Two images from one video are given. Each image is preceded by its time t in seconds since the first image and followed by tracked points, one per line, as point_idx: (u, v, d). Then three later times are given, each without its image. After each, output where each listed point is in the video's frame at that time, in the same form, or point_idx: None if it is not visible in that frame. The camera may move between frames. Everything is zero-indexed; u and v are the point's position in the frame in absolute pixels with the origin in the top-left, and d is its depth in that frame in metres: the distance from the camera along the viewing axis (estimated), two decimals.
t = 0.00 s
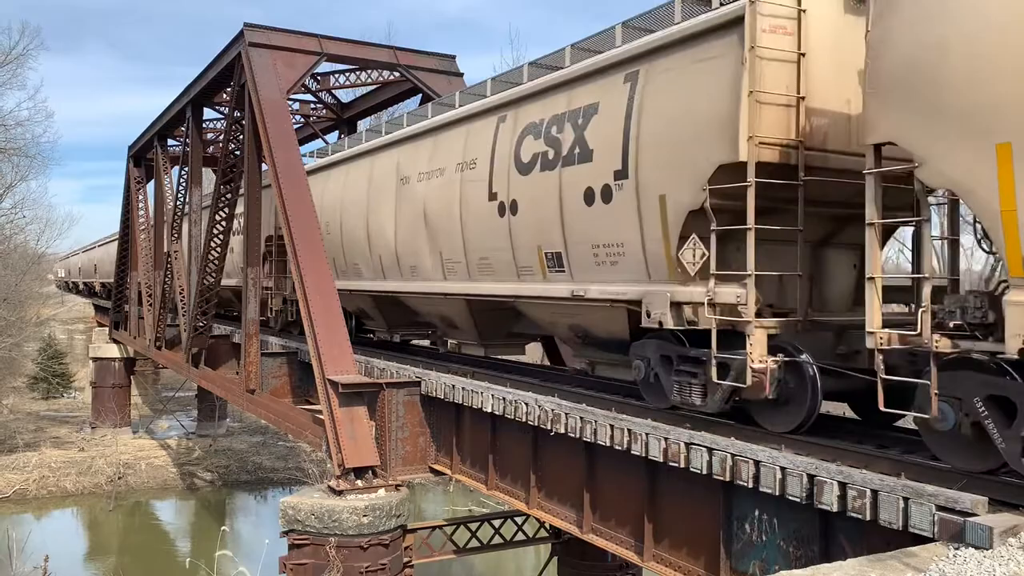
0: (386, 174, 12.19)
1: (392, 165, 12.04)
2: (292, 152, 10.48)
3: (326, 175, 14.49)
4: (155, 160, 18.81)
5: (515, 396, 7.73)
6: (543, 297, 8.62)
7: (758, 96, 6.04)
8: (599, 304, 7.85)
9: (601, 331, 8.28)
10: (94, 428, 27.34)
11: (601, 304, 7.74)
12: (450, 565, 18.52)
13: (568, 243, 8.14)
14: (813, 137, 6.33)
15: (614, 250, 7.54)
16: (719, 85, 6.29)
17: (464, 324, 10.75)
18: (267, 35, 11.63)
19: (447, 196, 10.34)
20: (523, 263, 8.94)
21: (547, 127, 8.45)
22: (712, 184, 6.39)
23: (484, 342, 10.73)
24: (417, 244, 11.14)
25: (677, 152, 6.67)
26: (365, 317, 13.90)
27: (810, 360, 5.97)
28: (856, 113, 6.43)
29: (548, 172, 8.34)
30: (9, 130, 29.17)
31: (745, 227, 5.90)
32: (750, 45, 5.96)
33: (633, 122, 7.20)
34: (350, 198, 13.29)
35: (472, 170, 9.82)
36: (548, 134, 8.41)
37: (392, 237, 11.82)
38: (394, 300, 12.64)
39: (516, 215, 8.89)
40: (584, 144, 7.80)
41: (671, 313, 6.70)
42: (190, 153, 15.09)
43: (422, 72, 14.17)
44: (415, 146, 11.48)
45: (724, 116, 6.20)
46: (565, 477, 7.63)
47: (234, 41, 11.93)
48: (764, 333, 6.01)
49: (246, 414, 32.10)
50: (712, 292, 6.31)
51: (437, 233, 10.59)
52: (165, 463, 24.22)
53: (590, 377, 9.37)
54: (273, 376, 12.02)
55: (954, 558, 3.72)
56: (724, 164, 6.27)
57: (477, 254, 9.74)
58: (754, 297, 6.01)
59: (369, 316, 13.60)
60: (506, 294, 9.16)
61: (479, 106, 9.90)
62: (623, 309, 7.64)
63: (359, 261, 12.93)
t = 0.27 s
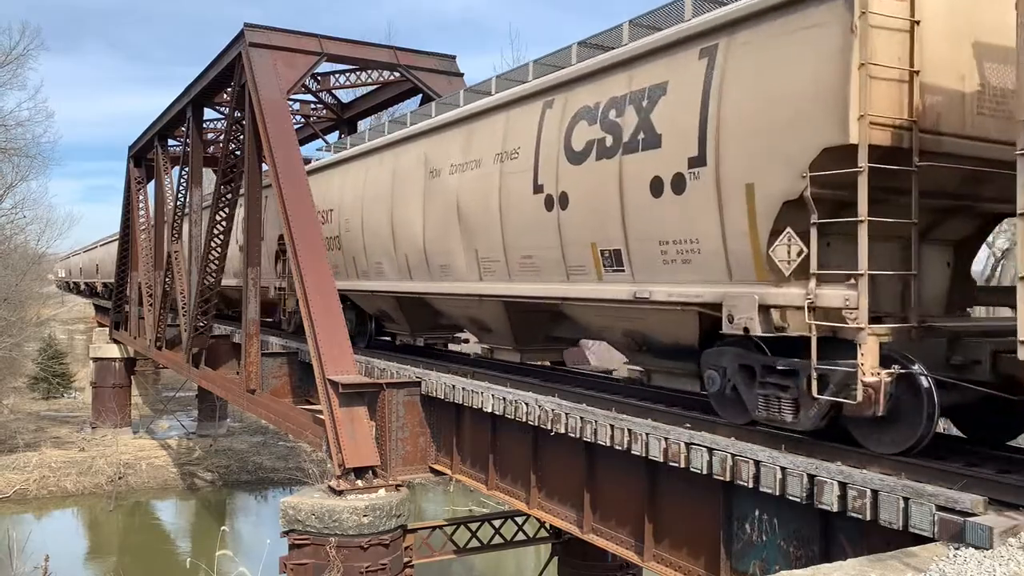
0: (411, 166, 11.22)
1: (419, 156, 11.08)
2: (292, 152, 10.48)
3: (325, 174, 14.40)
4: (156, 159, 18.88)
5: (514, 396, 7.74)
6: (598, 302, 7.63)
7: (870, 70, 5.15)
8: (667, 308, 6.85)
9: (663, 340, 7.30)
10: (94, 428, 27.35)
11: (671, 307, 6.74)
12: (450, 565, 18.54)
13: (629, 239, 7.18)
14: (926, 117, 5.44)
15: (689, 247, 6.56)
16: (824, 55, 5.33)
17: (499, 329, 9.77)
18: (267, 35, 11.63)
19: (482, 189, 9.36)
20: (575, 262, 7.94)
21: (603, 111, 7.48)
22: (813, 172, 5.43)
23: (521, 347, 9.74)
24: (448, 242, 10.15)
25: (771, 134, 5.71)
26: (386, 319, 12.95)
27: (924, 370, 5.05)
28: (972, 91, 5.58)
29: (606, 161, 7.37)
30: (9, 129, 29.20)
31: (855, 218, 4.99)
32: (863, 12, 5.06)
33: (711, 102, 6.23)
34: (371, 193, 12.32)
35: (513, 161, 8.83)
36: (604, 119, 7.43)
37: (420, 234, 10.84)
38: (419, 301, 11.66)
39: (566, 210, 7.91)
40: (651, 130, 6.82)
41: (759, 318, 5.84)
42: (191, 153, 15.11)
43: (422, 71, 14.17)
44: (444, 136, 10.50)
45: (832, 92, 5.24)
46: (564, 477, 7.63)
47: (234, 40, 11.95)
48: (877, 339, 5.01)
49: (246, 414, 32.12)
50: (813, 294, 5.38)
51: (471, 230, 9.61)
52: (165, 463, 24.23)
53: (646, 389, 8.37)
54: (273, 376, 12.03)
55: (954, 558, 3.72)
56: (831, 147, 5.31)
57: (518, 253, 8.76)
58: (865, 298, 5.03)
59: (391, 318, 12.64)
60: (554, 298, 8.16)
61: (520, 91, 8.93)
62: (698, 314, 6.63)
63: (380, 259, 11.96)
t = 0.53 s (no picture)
0: (439, 156, 10.23)
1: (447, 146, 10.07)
2: (292, 152, 10.48)
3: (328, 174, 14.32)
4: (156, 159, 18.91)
5: (514, 396, 7.74)
6: (665, 307, 6.65)
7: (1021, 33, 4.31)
8: (753, 313, 5.91)
9: (743, 349, 6.37)
10: (95, 428, 27.37)
11: (761, 312, 5.80)
12: (451, 565, 18.55)
13: (706, 236, 6.17)
14: None
15: (784, 244, 5.57)
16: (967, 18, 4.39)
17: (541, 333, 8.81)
18: (267, 35, 11.63)
19: (523, 181, 8.34)
20: (636, 262, 6.92)
21: (671, 91, 6.48)
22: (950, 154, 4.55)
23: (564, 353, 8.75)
24: (483, 240, 9.14)
25: (894, 111, 4.74)
26: (408, 320, 11.98)
27: None
28: None
29: (674, 147, 6.37)
30: (9, 130, 29.23)
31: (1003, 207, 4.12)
32: None
33: (812, 77, 5.24)
34: (391, 187, 11.34)
35: (560, 150, 7.81)
36: (672, 99, 6.43)
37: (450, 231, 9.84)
38: (449, 303, 10.65)
39: (627, 202, 6.88)
40: (734, 110, 5.82)
41: (873, 325, 4.87)
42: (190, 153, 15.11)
43: (422, 72, 14.16)
44: (478, 123, 9.50)
45: (978, 60, 4.32)
46: (564, 477, 7.64)
47: (234, 41, 11.96)
48: None
49: (247, 414, 32.14)
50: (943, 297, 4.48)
51: (511, 226, 8.59)
52: (166, 463, 24.24)
53: (714, 403, 7.39)
54: (274, 376, 12.03)
55: (954, 558, 3.72)
56: (971, 125, 4.42)
57: (566, 252, 7.75)
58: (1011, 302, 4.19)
59: (414, 321, 11.66)
60: (611, 303, 7.18)
61: (568, 71, 7.95)
62: (791, 319, 5.70)
63: (404, 259, 10.97)
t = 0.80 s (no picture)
0: (477, 148, 9.59)
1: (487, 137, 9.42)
2: (292, 152, 10.48)
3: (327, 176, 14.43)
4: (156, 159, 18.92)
5: (514, 396, 7.74)
6: (746, 310, 6.04)
7: None
8: (866, 319, 5.20)
9: (836, 357, 5.75)
10: (95, 428, 27.37)
11: (875, 319, 5.10)
12: (451, 565, 18.55)
13: (805, 231, 5.52)
14: None
15: (906, 239, 4.88)
16: None
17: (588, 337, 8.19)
18: (267, 35, 11.63)
19: (576, 172, 7.71)
20: (712, 259, 6.29)
21: (760, 67, 5.82)
22: None
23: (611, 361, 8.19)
24: (529, 236, 8.52)
25: None
26: (436, 324, 11.43)
27: None
28: None
29: (765, 131, 5.70)
30: (9, 130, 29.24)
31: None
32: None
33: (945, 54, 4.58)
34: (424, 180, 10.70)
35: (622, 136, 7.14)
36: (762, 78, 5.77)
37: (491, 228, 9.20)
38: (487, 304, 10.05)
39: (706, 191, 6.21)
40: (843, 85, 5.16)
41: None
42: (190, 153, 15.12)
43: (422, 72, 14.17)
44: (521, 111, 8.86)
45: None
46: (564, 477, 7.64)
47: (234, 41, 11.97)
48: None
49: (248, 414, 32.08)
50: None
51: (563, 220, 7.95)
52: (166, 463, 24.23)
53: (796, 417, 6.73)
54: (274, 376, 12.03)
55: (954, 558, 3.72)
56: None
57: (626, 248, 7.12)
58: None
59: (443, 324, 11.12)
60: (681, 305, 6.57)
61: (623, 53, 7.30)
62: (912, 328, 4.97)
63: (438, 257, 10.38)
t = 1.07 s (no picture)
0: (519, 136, 8.77)
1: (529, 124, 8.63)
2: (292, 152, 10.48)
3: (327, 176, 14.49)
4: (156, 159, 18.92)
5: (515, 396, 7.74)
6: (849, 316, 5.21)
7: None
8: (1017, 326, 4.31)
9: (965, 370, 4.90)
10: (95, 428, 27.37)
11: None
12: (451, 565, 18.55)
13: (934, 223, 4.68)
14: None
15: None
16: None
17: (647, 346, 7.35)
18: (267, 35, 11.63)
19: (638, 159, 6.86)
20: (810, 256, 5.45)
21: (874, 34, 4.99)
22: None
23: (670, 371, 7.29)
24: (581, 232, 7.70)
25: None
26: (467, 327, 10.68)
27: None
28: None
29: (884, 108, 4.87)
30: (10, 130, 29.24)
31: None
32: None
33: None
34: (459, 172, 9.88)
35: (696, 117, 6.29)
36: (877, 47, 4.95)
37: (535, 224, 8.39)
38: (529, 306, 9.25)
39: (805, 178, 5.39)
40: (990, 52, 4.32)
41: None
42: (191, 153, 15.12)
43: (422, 72, 14.16)
44: (570, 95, 8.04)
45: None
46: (564, 478, 7.64)
47: (234, 41, 11.97)
48: None
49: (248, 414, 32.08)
50: None
51: (621, 214, 7.11)
52: (166, 463, 24.23)
53: (899, 435, 5.94)
54: (274, 376, 12.03)
55: (954, 558, 3.72)
56: None
57: (700, 245, 6.27)
58: None
59: (473, 328, 10.40)
60: (774, 310, 5.69)
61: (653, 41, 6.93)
62: None
63: (472, 255, 9.58)
